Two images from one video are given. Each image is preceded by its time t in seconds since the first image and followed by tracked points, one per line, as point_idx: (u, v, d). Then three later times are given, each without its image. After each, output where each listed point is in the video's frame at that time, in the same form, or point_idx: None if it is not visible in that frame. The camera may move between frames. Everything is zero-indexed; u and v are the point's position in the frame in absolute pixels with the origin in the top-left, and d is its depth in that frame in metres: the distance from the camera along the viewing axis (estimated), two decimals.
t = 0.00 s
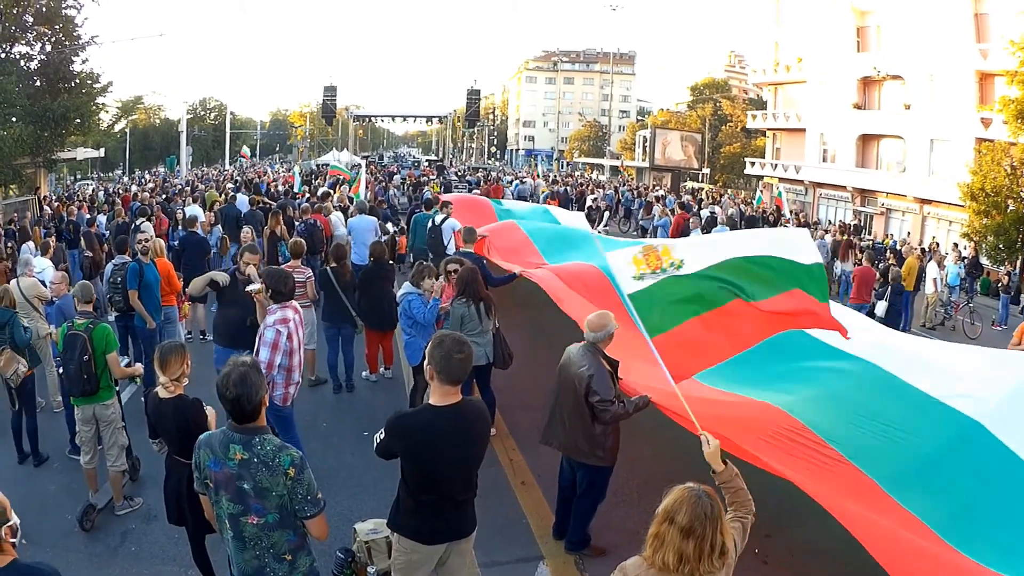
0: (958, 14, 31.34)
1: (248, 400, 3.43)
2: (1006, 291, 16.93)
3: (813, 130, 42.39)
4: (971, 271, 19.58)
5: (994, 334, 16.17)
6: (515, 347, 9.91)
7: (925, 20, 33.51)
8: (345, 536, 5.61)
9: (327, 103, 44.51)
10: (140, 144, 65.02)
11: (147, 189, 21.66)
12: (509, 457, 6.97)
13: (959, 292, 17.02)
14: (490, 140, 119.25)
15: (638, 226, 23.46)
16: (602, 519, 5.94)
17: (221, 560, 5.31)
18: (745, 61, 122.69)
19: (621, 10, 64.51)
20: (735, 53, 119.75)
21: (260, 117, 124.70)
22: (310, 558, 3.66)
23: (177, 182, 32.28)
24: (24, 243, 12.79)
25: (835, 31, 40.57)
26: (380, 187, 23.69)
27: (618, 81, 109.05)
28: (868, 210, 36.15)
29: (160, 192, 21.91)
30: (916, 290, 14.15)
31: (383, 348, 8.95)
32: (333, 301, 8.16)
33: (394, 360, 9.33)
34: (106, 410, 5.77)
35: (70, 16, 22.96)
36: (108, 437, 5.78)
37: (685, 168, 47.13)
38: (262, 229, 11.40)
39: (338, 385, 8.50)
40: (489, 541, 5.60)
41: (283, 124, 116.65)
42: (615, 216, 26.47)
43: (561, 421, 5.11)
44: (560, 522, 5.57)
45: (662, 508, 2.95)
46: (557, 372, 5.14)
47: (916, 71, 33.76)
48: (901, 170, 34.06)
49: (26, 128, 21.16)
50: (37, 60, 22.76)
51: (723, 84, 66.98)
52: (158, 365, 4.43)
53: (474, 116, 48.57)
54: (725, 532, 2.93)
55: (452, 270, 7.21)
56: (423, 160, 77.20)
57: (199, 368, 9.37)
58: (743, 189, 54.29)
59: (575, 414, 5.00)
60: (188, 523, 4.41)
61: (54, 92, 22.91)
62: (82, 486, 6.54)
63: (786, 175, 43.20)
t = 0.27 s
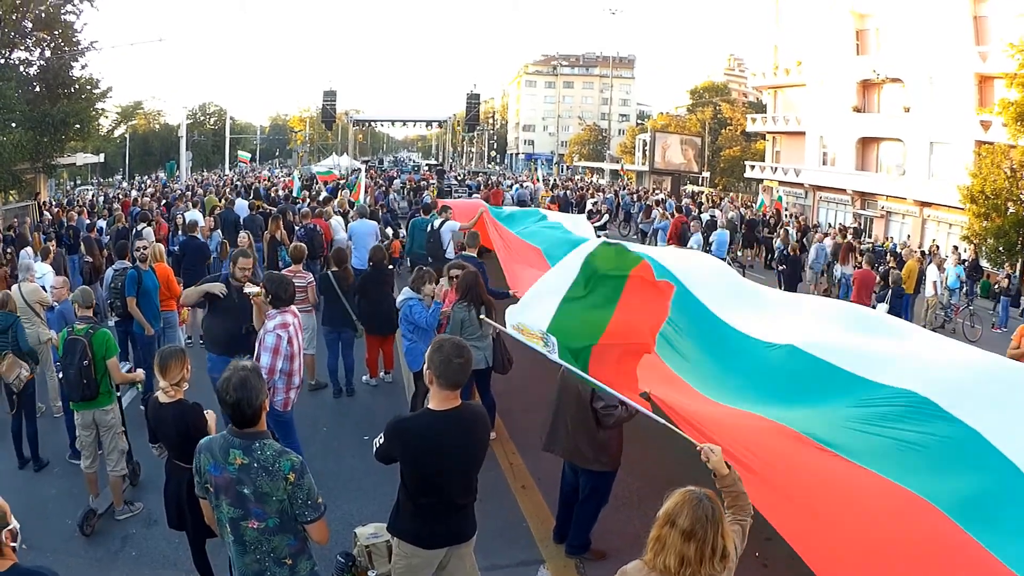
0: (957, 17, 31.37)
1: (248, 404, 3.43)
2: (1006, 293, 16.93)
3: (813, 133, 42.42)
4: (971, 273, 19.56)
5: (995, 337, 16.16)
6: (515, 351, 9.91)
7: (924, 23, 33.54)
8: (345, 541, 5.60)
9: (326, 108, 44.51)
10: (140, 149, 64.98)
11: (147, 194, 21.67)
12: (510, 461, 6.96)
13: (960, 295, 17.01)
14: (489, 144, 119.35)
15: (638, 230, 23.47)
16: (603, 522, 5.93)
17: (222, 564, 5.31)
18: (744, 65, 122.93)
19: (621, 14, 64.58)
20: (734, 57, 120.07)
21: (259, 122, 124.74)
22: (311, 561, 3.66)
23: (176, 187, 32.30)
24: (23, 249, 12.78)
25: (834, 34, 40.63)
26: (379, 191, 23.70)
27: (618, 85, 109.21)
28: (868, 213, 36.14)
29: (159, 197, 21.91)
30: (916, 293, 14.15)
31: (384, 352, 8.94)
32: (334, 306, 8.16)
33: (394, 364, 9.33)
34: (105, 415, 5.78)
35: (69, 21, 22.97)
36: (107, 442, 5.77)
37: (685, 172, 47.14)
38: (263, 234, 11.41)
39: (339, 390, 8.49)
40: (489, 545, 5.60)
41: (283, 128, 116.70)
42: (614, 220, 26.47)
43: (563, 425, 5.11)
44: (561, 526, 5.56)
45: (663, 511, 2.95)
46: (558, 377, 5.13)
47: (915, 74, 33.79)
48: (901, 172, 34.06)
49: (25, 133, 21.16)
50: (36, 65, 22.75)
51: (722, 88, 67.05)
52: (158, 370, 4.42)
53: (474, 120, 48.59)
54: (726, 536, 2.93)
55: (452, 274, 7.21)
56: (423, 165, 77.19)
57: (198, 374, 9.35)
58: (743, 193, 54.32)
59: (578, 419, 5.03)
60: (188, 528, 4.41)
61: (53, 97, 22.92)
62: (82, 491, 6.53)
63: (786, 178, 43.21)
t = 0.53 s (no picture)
0: (958, 18, 31.37)
1: (250, 403, 3.43)
2: (1006, 295, 16.94)
3: (813, 135, 42.44)
4: (971, 275, 19.57)
5: (994, 339, 16.17)
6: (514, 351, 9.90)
7: (925, 25, 33.56)
8: (345, 541, 5.61)
9: (327, 108, 44.49)
10: (141, 148, 64.97)
11: (148, 193, 21.67)
12: (510, 462, 6.96)
13: (960, 297, 17.02)
14: (490, 145, 119.47)
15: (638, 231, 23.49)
16: (603, 524, 5.94)
17: (221, 563, 5.31)
18: (745, 66, 123.06)
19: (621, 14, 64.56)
20: (735, 58, 120.13)
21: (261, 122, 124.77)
22: (310, 562, 3.66)
23: (177, 186, 32.29)
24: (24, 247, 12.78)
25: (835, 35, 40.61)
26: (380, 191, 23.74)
27: (619, 86, 109.25)
28: (869, 215, 36.16)
29: (161, 196, 21.93)
30: (916, 295, 14.16)
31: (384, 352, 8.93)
32: (335, 306, 8.16)
33: (395, 364, 9.32)
34: (105, 415, 5.77)
35: (71, 20, 22.98)
36: (107, 441, 5.77)
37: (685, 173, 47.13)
38: (263, 234, 11.42)
39: (339, 390, 8.49)
40: (489, 545, 5.60)
41: (284, 128, 116.81)
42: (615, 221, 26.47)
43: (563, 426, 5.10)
44: (560, 527, 5.56)
45: (663, 513, 2.95)
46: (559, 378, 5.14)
47: (916, 75, 33.80)
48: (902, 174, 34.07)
49: (26, 132, 21.16)
50: (38, 64, 22.74)
51: (723, 89, 67.07)
52: (158, 369, 4.40)
53: (475, 121, 48.59)
54: (725, 538, 2.93)
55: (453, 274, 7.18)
56: (424, 165, 77.19)
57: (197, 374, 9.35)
58: (743, 194, 54.37)
59: (580, 420, 5.04)
60: (188, 527, 4.42)
61: (54, 96, 22.94)
62: (81, 490, 6.54)
63: (786, 180, 43.22)
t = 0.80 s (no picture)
0: (959, 22, 31.41)
1: (251, 403, 3.44)
2: (1005, 300, 16.97)
3: (813, 138, 42.50)
4: (970, 279, 19.60)
5: (993, 343, 16.21)
6: (514, 353, 9.91)
7: (926, 29, 33.61)
8: (344, 541, 5.62)
9: (327, 109, 44.50)
10: (141, 148, 64.97)
11: (148, 193, 21.68)
12: (509, 463, 6.98)
13: (959, 301, 17.06)
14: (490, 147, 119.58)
15: (638, 234, 23.53)
16: (601, 526, 5.95)
17: (220, 563, 5.32)
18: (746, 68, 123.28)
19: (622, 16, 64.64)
20: (735, 61, 120.40)
21: (261, 122, 124.82)
22: (310, 562, 3.67)
23: (178, 186, 32.31)
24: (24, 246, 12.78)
25: (836, 39, 40.64)
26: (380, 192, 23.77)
27: (619, 89, 109.35)
28: (868, 219, 36.20)
29: (161, 196, 21.94)
30: (916, 299, 14.19)
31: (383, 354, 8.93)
32: (334, 307, 8.17)
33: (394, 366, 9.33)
34: (99, 413, 5.79)
35: (72, 19, 22.99)
36: (102, 440, 5.78)
37: (685, 176, 47.17)
38: (263, 234, 11.43)
39: (338, 391, 8.50)
40: (488, 546, 5.61)
41: (284, 129, 116.89)
42: (614, 224, 26.50)
43: (563, 429, 5.11)
44: (559, 529, 5.57)
45: (660, 516, 2.96)
46: (558, 381, 5.13)
47: (917, 79, 33.84)
48: (902, 178, 34.12)
49: (26, 130, 21.16)
50: (39, 62, 22.74)
51: (723, 92, 67.11)
52: (158, 368, 4.40)
53: (475, 122, 48.60)
54: (724, 541, 2.94)
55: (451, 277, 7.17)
56: (424, 166, 77.24)
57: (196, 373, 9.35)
58: (743, 197, 54.44)
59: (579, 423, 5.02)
60: (187, 527, 4.42)
61: (55, 94, 22.95)
62: (80, 489, 6.55)
63: (786, 183, 43.26)
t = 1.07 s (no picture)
0: (959, 21, 31.39)
1: (251, 404, 3.44)
2: (1005, 299, 16.97)
3: (813, 137, 42.49)
4: (971, 278, 19.59)
5: (993, 342, 16.21)
6: (515, 353, 9.90)
7: (926, 28, 33.59)
8: (344, 542, 5.61)
9: (327, 109, 44.49)
10: (141, 148, 64.94)
11: (148, 194, 21.69)
12: (509, 463, 6.97)
13: (959, 301, 17.06)
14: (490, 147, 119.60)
15: (638, 233, 23.52)
16: (602, 526, 5.94)
17: (220, 564, 5.31)
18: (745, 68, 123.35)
19: (621, 16, 64.62)
20: (735, 60, 120.43)
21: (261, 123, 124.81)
22: (310, 563, 3.67)
23: (177, 186, 32.29)
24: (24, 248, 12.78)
25: (836, 38, 40.63)
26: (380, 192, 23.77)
27: (619, 89, 109.35)
28: (868, 218, 36.19)
29: (161, 197, 21.94)
30: (916, 298, 14.18)
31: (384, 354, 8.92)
32: (333, 307, 8.16)
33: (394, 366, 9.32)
34: (89, 413, 5.75)
35: (72, 20, 22.98)
36: (96, 439, 5.76)
37: (685, 175, 47.14)
38: (263, 235, 11.43)
39: (338, 391, 8.49)
40: (488, 546, 5.61)
41: (284, 129, 116.91)
42: (614, 224, 26.50)
43: (565, 429, 5.10)
44: (560, 529, 5.56)
45: (660, 515, 2.95)
46: (559, 382, 5.12)
47: (917, 78, 33.83)
48: (902, 177, 34.11)
49: (26, 131, 21.15)
50: (38, 63, 22.73)
51: (723, 91, 67.09)
52: (158, 369, 4.40)
53: (475, 122, 48.57)
54: (724, 540, 2.93)
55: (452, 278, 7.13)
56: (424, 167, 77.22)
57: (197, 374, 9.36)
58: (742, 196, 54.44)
59: (580, 424, 5.00)
60: (186, 528, 4.40)
61: (55, 96, 22.95)
62: (80, 489, 6.54)
63: (786, 183, 43.24)
